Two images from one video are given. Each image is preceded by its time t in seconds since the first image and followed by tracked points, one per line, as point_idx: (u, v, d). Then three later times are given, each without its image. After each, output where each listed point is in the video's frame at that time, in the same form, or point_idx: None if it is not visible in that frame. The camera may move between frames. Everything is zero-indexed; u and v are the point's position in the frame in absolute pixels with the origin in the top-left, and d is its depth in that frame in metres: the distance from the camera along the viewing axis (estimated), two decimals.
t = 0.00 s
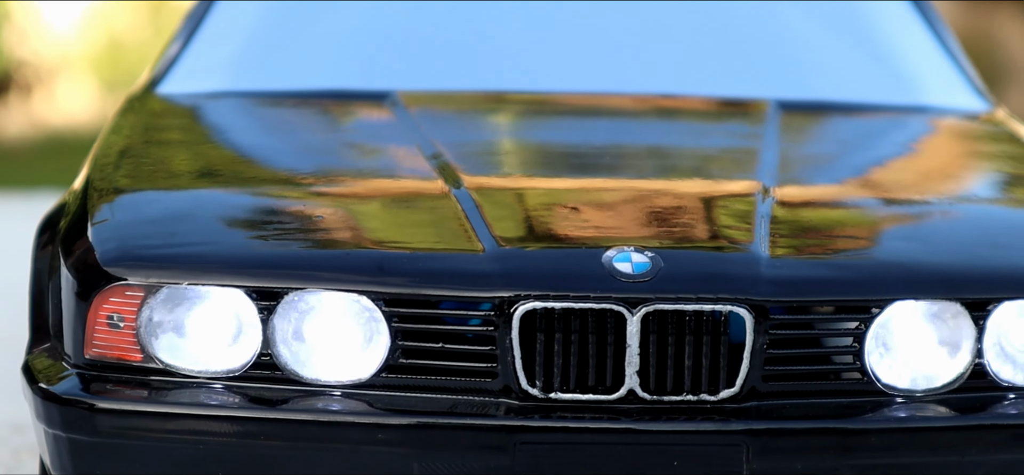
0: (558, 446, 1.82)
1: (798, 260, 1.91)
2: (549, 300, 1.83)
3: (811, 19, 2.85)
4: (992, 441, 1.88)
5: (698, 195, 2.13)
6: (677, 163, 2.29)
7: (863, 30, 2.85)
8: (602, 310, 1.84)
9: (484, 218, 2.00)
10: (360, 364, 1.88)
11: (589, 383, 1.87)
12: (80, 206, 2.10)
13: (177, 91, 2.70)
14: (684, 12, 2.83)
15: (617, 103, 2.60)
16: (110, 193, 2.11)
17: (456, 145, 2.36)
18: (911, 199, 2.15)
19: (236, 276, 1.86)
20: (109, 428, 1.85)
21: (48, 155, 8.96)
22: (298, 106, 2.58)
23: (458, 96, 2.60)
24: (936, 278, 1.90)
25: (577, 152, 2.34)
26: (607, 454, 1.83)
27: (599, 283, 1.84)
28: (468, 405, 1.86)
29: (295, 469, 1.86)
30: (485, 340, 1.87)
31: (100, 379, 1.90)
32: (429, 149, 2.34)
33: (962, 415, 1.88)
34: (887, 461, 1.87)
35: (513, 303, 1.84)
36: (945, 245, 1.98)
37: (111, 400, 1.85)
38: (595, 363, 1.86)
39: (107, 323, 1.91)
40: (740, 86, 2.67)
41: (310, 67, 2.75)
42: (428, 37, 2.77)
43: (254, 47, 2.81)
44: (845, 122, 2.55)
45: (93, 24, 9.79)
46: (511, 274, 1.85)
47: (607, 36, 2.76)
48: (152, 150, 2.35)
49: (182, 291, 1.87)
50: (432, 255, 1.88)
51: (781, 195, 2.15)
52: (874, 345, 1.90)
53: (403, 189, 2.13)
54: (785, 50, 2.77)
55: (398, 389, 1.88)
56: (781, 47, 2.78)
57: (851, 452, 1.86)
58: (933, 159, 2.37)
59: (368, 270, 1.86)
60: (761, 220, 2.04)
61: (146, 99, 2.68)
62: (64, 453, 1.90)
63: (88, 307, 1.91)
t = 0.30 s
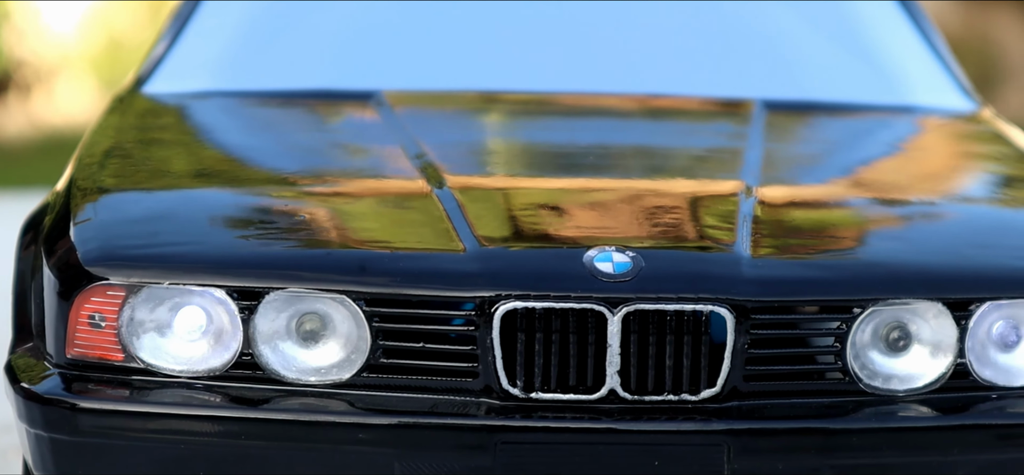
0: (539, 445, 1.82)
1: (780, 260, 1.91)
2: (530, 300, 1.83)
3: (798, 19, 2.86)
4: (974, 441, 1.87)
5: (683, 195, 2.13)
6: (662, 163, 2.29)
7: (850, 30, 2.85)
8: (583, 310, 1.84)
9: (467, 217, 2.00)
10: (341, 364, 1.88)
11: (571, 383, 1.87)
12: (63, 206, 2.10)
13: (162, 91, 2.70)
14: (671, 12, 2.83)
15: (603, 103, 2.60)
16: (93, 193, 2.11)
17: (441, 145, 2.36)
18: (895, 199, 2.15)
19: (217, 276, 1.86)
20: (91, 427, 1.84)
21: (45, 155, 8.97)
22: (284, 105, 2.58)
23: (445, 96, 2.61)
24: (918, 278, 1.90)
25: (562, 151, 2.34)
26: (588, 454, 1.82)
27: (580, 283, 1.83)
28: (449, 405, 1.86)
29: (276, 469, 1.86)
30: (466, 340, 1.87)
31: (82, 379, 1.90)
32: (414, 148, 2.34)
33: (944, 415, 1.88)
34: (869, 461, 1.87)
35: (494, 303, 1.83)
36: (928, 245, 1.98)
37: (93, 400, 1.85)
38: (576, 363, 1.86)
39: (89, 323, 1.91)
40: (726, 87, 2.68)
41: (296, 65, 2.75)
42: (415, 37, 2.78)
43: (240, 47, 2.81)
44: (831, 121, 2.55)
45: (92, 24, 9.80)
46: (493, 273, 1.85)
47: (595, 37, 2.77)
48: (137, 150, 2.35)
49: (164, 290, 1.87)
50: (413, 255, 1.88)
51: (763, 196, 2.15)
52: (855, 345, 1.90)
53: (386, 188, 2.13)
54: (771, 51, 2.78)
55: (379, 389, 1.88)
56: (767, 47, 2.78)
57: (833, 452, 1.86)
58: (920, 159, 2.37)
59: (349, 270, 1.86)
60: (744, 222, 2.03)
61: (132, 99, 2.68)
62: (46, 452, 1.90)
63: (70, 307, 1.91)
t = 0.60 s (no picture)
0: (521, 445, 1.82)
1: (762, 260, 1.90)
2: (512, 300, 1.83)
3: (785, 21, 2.87)
4: (956, 441, 1.87)
5: (667, 195, 2.13)
6: (647, 163, 2.29)
7: (836, 32, 2.86)
8: (565, 310, 1.84)
9: (450, 217, 2.00)
10: (323, 364, 1.88)
11: (552, 383, 1.87)
12: (47, 206, 2.10)
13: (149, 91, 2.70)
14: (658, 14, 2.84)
15: (590, 103, 2.61)
16: (77, 193, 2.11)
17: (426, 145, 2.36)
18: (879, 199, 2.16)
19: (199, 276, 1.86)
20: (73, 427, 1.84)
21: (42, 154, 8.97)
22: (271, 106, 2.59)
23: (432, 95, 2.61)
24: (900, 278, 1.90)
25: (547, 151, 2.34)
26: (571, 454, 1.82)
27: (562, 283, 1.83)
28: (431, 405, 1.86)
29: (258, 469, 1.86)
30: (448, 340, 1.87)
31: (65, 379, 1.90)
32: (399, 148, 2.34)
33: (927, 415, 1.88)
34: (852, 461, 1.87)
35: (476, 303, 1.84)
36: (911, 245, 1.98)
37: (76, 400, 1.85)
38: (557, 363, 1.86)
39: (72, 323, 1.91)
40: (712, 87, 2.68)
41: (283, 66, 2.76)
42: (402, 37, 2.78)
43: (227, 47, 2.81)
44: (817, 121, 2.56)
45: (90, 24, 9.81)
46: (474, 273, 1.85)
47: (582, 39, 2.77)
48: (123, 150, 2.35)
49: (146, 290, 1.88)
50: (396, 255, 1.88)
51: (747, 196, 2.15)
52: (837, 345, 1.90)
53: (370, 188, 2.13)
54: (757, 52, 2.78)
55: (361, 389, 1.89)
56: (754, 48, 2.79)
57: (815, 452, 1.86)
58: (905, 159, 2.38)
59: (331, 269, 1.86)
60: (727, 222, 2.03)
61: (119, 99, 2.68)
62: (28, 452, 1.90)
63: (53, 307, 1.91)
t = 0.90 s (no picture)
0: (502, 446, 1.81)
1: (744, 260, 1.90)
2: (493, 300, 1.83)
3: (772, 21, 2.87)
4: (937, 441, 1.87)
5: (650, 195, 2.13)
6: (632, 163, 2.29)
7: (823, 32, 2.86)
8: (545, 310, 1.84)
9: (432, 217, 2.00)
10: (304, 364, 1.88)
11: (533, 383, 1.88)
12: (30, 206, 2.10)
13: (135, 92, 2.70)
14: (646, 15, 2.85)
15: (576, 103, 2.61)
16: (61, 193, 2.11)
17: (411, 145, 2.36)
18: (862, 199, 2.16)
19: (180, 276, 1.86)
20: (54, 427, 1.84)
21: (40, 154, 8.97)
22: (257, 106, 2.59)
23: (418, 95, 2.61)
24: (882, 278, 1.90)
25: (532, 151, 2.34)
26: (551, 455, 1.82)
27: (542, 283, 1.83)
28: (411, 404, 1.86)
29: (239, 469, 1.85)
30: (428, 339, 1.88)
31: (47, 379, 1.90)
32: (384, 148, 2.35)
33: (908, 415, 1.88)
34: (833, 462, 1.87)
35: (456, 303, 1.84)
36: (892, 246, 1.98)
37: (57, 400, 1.85)
38: (538, 363, 1.86)
39: (53, 323, 1.91)
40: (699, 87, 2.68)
41: (270, 66, 2.76)
42: (389, 38, 2.79)
43: (214, 46, 2.82)
44: (802, 122, 2.56)
45: (89, 24, 9.82)
46: (455, 273, 1.85)
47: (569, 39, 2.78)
48: (109, 149, 2.35)
49: (128, 290, 1.87)
50: (377, 255, 1.88)
51: (730, 196, 2.15)
52: (819, 344, 1.90)
53: (354, 188, 2.13)
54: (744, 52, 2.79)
55: (342, 389, 1.89)
56: (741, 49, 2.79)
57: (797, 452, 1.85)
58: (891, 159, 2.38)
59: (312, 269, 1.86)
60: (710, 222, 2.03)
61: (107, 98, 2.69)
62: (9, 452, 1.89)
63: (34, 307, 1.91)
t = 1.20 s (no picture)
0: (482, 446, 1.81)
1: (725, 260, 1.90)
2: (473, 300, 1.83)
3: (759, 22, 2.87)
4: (918, 441, 1.87)
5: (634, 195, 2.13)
6: (616, 164, 2.30)
7: (810, 32, 2.86)
8: (525, 310, 1.84)
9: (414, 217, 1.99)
10: (285, 364, 1.88)
11: (514, 383, 1.88)
12: (13, 206, 2.10)
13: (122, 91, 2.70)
14: (633, 16, 2.85)
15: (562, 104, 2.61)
16: (44, 193, 2.11)
17: (396, 145, 2.36)
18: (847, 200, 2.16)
19: (161, 276, 1.86)
20: (35, 427, 1.84)
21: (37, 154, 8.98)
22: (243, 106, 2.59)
23: (405, 96, 2.61)
24: (863, 278, 1.90)
25: (517, 151, 2.34)
26: (532, 455, 1.82)
27: (523, 283, 1.83)
28: (392, 404, 1.86)
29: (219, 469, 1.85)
30: (409, 339, 1.88)
31: (29, 378, 1.90)
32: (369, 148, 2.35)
33: (890, 415, 1.88)
34: (815, 462, 1.86)
35: (437, 303, 1.84)
36: (874, 246, 1.98)
37: (38, 400, 1.85)
38: (519, 363, 1.86)
39: (35, 323, 1.91)
40: (685, 88, 2.68)
41: (257, 66, 2.76)
42: (377, 40, 2.79)
43: (201, 47, 2.82)
44: (788, 122, 2.56)
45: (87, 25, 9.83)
46: (436, 273, 1.85)
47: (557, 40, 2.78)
48: (94, 150, 2.35)
49: (108, 290, 1.88)
50: (358, 255, 1.88)
51: (713, 196, 2.15)
52: (800, 345, 1.90)
53: (337, 188, 2.13)
54: (731, 53, 2.79)
55: (323, 389, 1.89)
56: (728, 49, 2.79)
57: (778, 452, 1.85)
58: (877, 159, 2.38)
59: (293, 269, 1.86)
60: (693, 221, 2.03)
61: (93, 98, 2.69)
62: None
63: (16, 307, 1.91)
